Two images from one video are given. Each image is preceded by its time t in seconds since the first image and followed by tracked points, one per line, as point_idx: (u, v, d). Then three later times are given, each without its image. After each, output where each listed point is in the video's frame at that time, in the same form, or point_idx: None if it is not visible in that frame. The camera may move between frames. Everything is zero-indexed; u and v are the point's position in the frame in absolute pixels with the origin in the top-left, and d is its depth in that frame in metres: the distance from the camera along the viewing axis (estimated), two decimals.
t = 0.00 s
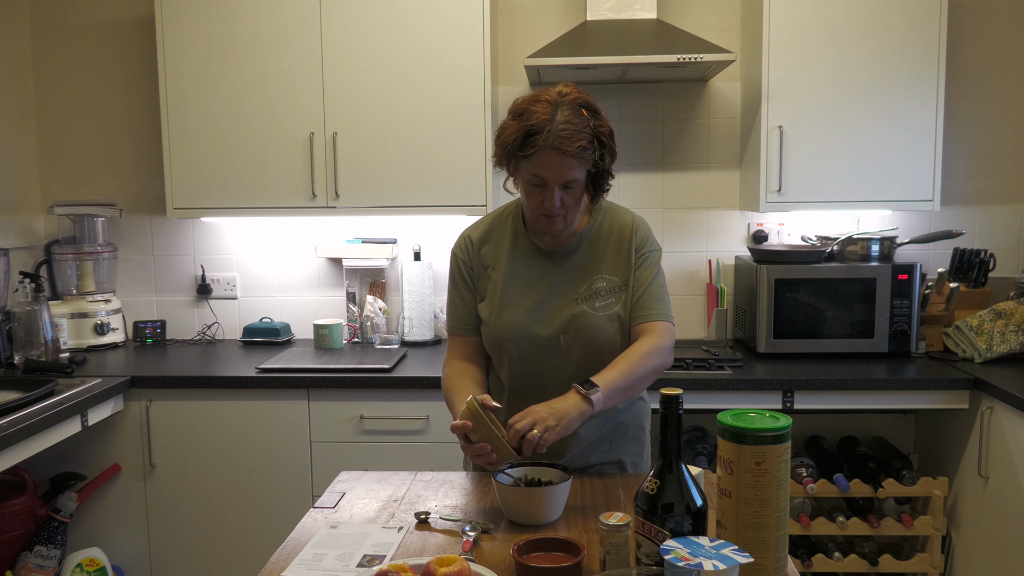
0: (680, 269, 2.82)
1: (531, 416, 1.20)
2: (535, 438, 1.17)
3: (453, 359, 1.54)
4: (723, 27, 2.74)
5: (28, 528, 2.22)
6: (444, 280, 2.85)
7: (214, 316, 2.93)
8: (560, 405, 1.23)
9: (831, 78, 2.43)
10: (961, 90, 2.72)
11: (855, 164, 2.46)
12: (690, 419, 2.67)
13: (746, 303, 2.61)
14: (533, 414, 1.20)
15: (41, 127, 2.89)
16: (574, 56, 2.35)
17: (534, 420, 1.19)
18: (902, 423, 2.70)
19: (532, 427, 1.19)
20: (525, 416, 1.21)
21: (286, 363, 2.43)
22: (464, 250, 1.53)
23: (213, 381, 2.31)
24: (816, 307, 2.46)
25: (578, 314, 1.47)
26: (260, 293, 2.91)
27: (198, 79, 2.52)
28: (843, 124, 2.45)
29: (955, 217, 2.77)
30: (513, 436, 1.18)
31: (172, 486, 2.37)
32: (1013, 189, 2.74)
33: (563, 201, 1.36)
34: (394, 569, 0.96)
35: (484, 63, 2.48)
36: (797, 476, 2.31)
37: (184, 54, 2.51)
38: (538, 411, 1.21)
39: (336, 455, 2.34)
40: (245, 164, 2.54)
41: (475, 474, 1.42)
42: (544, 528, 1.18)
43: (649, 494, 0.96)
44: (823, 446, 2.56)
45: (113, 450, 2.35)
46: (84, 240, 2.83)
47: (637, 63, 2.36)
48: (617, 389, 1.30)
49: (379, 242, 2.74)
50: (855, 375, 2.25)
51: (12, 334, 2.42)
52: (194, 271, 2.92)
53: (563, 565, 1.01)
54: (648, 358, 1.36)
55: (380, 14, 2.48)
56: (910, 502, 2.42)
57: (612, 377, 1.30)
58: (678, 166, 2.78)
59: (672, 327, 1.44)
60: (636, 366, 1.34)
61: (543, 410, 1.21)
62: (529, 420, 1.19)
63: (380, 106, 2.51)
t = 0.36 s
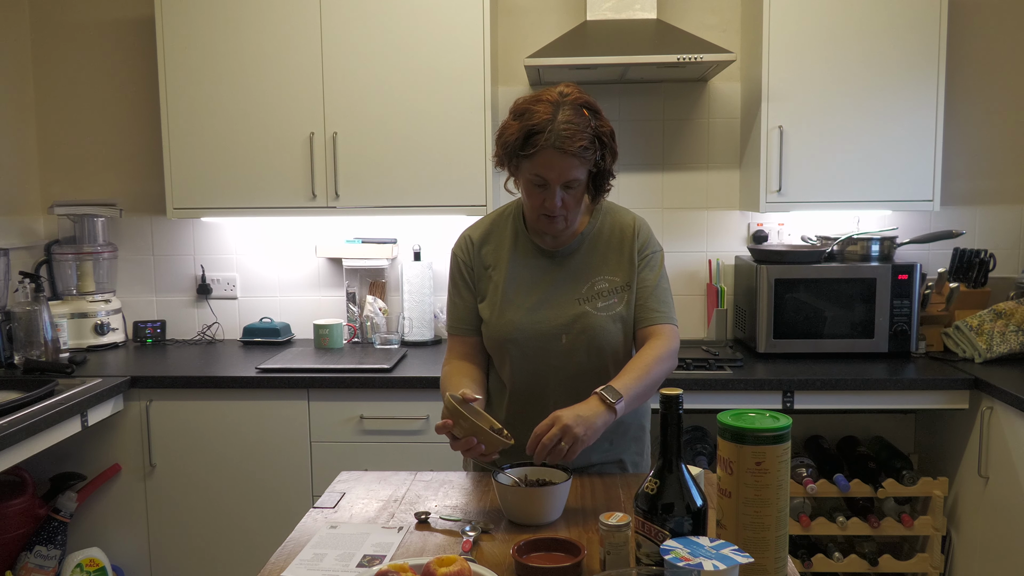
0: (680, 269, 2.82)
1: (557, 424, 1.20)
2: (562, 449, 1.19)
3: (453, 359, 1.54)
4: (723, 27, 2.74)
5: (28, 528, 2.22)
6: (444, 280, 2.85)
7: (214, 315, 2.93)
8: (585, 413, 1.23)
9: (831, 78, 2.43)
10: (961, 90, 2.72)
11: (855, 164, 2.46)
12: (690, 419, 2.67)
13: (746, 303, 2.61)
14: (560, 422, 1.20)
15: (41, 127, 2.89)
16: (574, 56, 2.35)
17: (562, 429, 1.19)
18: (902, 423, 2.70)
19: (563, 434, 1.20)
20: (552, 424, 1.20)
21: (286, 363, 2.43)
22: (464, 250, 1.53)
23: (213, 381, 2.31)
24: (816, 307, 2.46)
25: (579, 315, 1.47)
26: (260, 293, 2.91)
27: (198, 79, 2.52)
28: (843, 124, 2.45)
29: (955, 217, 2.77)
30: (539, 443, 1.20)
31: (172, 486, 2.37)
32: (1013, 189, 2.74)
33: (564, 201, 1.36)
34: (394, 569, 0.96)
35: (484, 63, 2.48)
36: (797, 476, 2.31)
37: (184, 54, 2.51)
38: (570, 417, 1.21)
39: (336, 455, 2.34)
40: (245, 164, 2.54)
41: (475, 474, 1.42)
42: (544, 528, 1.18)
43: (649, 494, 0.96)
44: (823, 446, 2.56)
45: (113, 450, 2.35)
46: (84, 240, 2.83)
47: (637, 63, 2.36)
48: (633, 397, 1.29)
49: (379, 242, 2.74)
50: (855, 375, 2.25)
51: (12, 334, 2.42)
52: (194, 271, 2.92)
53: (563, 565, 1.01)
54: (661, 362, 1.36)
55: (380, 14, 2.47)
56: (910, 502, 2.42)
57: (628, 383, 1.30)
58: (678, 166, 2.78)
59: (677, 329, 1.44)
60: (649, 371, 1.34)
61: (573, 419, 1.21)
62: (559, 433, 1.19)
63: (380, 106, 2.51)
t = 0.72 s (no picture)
0: (680, 270, 2.82)
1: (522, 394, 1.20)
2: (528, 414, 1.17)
3: (454, 356, 1.54)
4: (723, 27, 2.74)
5: (28, 528, 2.22)
6: (444, 280, 2.85)
7: (214, 316, 2.93)
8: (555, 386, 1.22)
9: (831, 78, 2.43)
10: (961, 90, 2.72)
11: (855, 164, 2.46)
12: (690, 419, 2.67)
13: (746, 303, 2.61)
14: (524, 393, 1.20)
15: (41, 126, 2.89)
16: (574, 56, 2.35)
17: (527, 398, 1.19)
18: (902, 423, 2.70)
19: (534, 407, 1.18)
20: (520, 395, 1.20)
21: (286, 363, 2.43)
22: (465, 250, 1.53)
23: (213, 381, 2.31)
24: (816, 307, 2.46)
25: (579, 313, 1.47)
26: (260, 293, 2.91)
27: (198, 79, 2.52)
28: (843, 124, 2.45)
29: (954, 217, 2.77)
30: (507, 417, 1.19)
31: (172, 486, 2.37)
32: (1013, 189, 2.74)
33: (565, 201, 1.36)
34: (394, 569, 0.96)
35: (484, 63, 2.48)
36: (797, 476, 2.31)
37: (184, 54, 2.51)
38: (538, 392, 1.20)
39: (336, 455, 2.34)
40: (245, 164, 2.54)
41: (475, 474, 1.42)
42: (544, 528, 1.18)
43: (649, 494, 0.96)
44: (824, 446, 2.56)
45: (113, 451, 2.35)
46: (84, 240, 2.83)
47: (637, 63, 2.36)
48: (615, 377, 1.28)
49: (379, 242, 2.74)
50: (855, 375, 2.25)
51: (12, 334, 2.42)
52: (194, 271, 2.92)
53: (563, 565, 1.01)
54: (649, 351, 1.35)
55: (380, 14, 2.47)
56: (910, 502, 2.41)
57: (613, 364, 1.29)
58: (678, 166, 2.78)
59: (671, 323, 1.42)
60: (636, 356, 1.33)
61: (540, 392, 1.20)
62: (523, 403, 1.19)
63: (379, 106, 2.50)
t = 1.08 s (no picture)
0: (680, 270, 2.82)
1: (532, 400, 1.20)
2: (540, 426, 1.17)
3: (453, 358, 1.54)
4: (723, 27, 2.74)
5: (28, 528, 2.22)
6: (444, 280, 2.85)
7: (214, 316, 2.93)
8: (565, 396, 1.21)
9: (831, 78, 2.43)
10: (961, 89, 2.72)
11: (855, 164, 2.46)
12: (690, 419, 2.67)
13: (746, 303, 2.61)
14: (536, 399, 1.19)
15: (41, 126, 2.89)
16: (574, 56, 2.35)
17: (540, 407, 1.18)
18: (903, 423, 2.70)
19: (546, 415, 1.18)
20: (532, 403, 1.19)
21: (286, 363, 2.43)
22: (465, 250, 1.53)
23: (213, 381, 2.31)
24: (816, 307, 2.46)
25: (578, 314, 1.47)
26: (260, 294, 2.91)
27: (198, 79, 2.52)
28: (843, 124, 2.45)
29: (955, 217, 2.76)
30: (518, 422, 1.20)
31: (172, 486, 2.37)
32: (1013, 189, 2.74)
33: (560, 199, 1.36)
34: (394, 569, 0.96)
35: (484, 63, 2.48)
36: (797, 476, 2.31)
37: (184, 54, 2.51)
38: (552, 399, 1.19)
39: (335, 454, 2.34)
40: (245, 164, 2.54)
41: (475, 474, 1.42)
42: (544, 528, 1.18)
43: (649, 494, 0.96)
44: (823, 446, 2.56)
45: (113, 450, 2.35)
46: (84, 240, 2.83)
47: (637, 63, 2.36)
48: (620, 386, 1.28)
49: (379, 242, 2.74)
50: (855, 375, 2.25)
51: (12, 334, 2.42)
52: (194, 271, 2.92)
53: (563, 565, 1.01)
54: (650, 357, 1.35)
55: (380, 14, 2.48)
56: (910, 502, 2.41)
57: (615, 372, 1.29)
58: (678, 166, 2.78)
59: (670, 326, 1.43)
60: (637, 364, 1.32)
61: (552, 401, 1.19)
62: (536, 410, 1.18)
63: (379, 107, 2.51)
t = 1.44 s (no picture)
0: (680, 270, 2.82)
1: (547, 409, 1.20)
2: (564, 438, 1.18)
3: (455, 360, 1.54)
4: (723, 27, 2.74)
5: (28, 528, 2.22)
6: (444, 280, 2.85)
7: (214, 315, 2.93)
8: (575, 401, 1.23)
9: (832, 78, 2.43)
10: (961, 90, 2.72)
11: (856, 164, 2.46)
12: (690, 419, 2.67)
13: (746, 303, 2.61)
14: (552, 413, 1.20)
15: (41, 126, 2.89)
16: (574, 56, 2.35)
17: (560, 420, 1.18)
18: (902, 423, 2.70)
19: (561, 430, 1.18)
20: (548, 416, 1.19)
21: (286, 363, 2.43)
22: (464, 250, 1.53)
23: (213, 381, 2.31)
24: (816, 307, 2.46)
25: (580, 315, 1.47)
26: (260, 293, 2.91)
27: (198, 79, 2.52)
28: (843, 124, 2.45)
29: (955, 217, 2.77)
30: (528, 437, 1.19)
31: (172, 486, 2.37)
32: (1013, 189, 2.74)
33: (566, 196, 1.35)
34: (394, 569, 0.96)
35: (484, 63, 2.48)
36: (797, 476, 2.31)
37: (184, 54, 2.51)
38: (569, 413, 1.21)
39: (335, 454, 2.34)
40: (245, 164, 2.54)
41: (475, 474, 1.42)
42: (544, 528, 1.18)
43: (649, 494, 0.96)
44: (823, 446, 2.56)
45: (114, 450, 2.35)
46: (84, 240, 2.83)
47: (637, 63, 2.36)
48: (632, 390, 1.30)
49: (379, 242, 2.74)
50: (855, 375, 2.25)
51: (12, 334, 2.42)
52: (194, 271, 2.92)
53: (563, 565, 1.01)
54: (654, 364, 1.36)
55: (379, 14, 2.48)
56: (910, 502, 2.41)
57: (620, 376, 1.30)
58: (678, 166, 2.78)
59: (671, 330, 1.45)
60: (640, 369, 1.34)
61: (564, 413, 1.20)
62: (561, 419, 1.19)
63: (379, 107, 2.51)
